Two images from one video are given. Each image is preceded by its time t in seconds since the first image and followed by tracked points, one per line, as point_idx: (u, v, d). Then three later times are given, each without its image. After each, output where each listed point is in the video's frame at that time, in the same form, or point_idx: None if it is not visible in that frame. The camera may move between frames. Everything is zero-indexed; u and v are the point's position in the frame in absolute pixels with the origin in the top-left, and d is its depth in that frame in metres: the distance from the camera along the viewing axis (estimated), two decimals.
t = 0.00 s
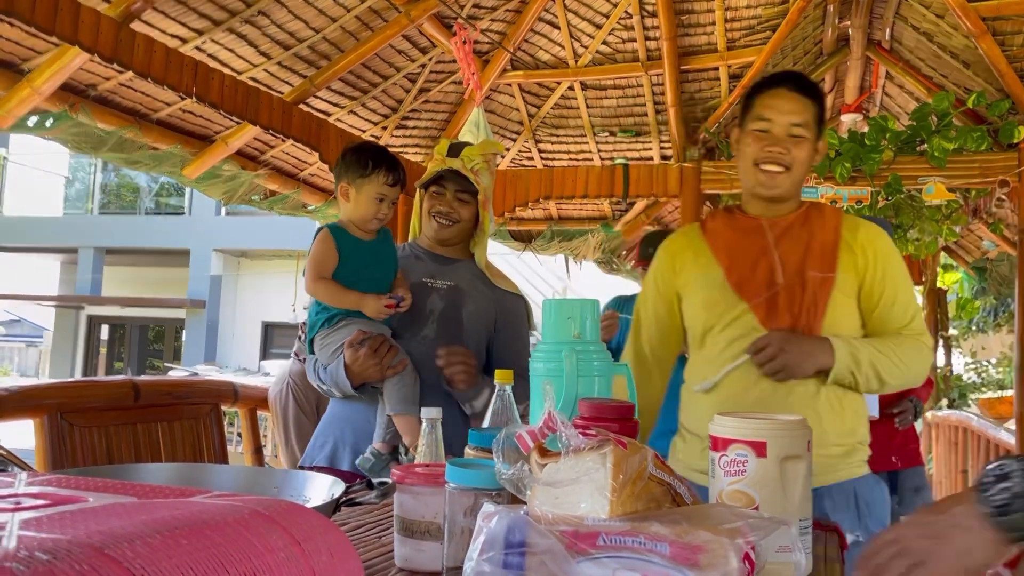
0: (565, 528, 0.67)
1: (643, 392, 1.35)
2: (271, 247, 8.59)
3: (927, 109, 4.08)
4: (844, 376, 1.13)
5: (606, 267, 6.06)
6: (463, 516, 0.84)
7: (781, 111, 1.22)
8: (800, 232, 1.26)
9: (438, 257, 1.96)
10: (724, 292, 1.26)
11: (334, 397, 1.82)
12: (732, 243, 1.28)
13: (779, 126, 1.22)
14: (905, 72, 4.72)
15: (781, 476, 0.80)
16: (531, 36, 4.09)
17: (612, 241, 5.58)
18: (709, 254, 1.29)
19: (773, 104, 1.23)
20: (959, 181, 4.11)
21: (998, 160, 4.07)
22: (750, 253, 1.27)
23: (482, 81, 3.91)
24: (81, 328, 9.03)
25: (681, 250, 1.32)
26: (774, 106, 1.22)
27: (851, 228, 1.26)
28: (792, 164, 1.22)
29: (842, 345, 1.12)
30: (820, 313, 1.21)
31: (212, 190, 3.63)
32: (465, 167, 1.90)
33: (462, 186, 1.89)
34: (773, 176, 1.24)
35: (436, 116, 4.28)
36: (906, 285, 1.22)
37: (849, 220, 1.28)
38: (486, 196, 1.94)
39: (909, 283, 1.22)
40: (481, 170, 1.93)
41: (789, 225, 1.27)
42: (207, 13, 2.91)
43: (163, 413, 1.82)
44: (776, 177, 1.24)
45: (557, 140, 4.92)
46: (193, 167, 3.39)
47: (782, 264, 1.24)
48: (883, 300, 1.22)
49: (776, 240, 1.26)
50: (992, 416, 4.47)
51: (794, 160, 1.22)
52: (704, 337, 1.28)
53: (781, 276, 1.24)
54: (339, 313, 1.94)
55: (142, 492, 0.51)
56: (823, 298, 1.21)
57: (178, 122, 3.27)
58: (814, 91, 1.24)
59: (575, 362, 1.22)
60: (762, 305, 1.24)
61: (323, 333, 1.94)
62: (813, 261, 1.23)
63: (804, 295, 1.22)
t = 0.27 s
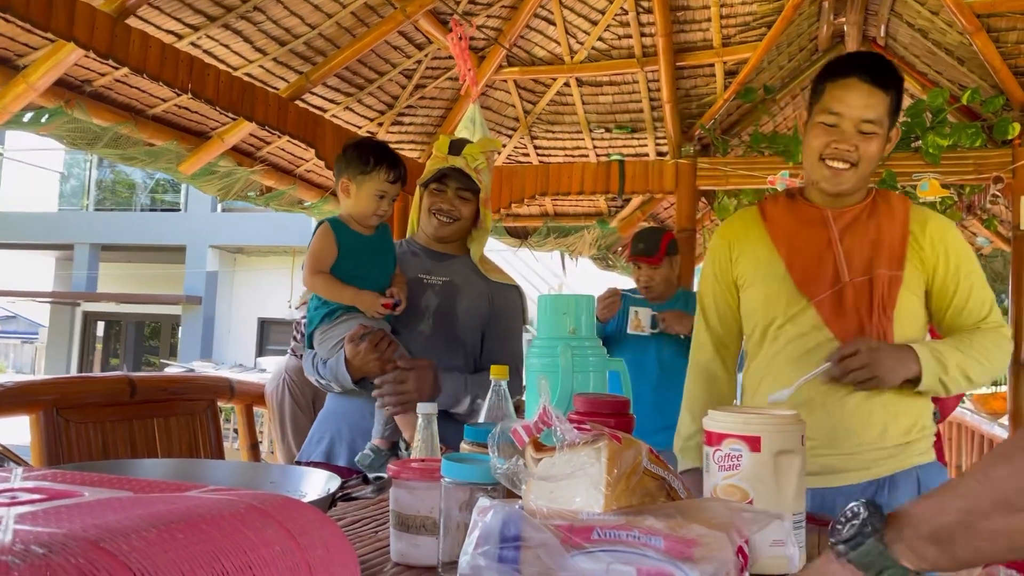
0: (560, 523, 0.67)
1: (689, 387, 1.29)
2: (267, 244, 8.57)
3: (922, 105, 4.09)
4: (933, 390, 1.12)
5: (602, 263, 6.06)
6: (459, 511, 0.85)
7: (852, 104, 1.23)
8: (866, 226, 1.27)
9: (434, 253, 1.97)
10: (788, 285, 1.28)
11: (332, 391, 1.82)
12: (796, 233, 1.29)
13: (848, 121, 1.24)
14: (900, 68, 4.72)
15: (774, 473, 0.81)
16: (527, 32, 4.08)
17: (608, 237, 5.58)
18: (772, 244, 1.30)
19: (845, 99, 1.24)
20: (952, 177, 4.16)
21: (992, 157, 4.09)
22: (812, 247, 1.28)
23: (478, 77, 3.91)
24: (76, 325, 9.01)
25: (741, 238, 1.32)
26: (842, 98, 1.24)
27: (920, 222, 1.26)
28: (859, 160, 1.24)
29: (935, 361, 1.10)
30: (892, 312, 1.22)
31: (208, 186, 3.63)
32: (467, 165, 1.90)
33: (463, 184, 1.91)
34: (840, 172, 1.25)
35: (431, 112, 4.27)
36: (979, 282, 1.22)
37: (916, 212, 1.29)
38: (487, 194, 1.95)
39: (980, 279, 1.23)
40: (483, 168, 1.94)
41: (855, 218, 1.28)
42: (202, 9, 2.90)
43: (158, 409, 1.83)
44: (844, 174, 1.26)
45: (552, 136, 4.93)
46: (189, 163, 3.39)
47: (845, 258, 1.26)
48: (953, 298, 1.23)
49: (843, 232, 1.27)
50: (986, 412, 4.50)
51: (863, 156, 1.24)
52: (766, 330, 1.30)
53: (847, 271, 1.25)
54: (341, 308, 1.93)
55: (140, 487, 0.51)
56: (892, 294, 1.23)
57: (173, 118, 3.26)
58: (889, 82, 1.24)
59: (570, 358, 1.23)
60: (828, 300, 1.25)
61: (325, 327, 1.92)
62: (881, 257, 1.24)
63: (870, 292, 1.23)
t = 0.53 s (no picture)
0: (566, 521, 0.67)
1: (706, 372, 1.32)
2: (273, 243, 8.59)
3: (929, 103, 3.99)
4: (953, 380, 1.08)
5: (608, 262, 6.06)
6: (465, 509, 0.85)
7: (850, 103, 1.21)
8: (876, 222, 1.26)
9: (440, 252, 1.97)
10: (795, 286, 1.28)
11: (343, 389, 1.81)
12: (804, 234, 1.30)
13: (846, 121, 1.21)
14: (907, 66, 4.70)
15: (782, 470, 0.80)
16: (533, 30, 4.07)
17: (613, 236, 5.57)
18: (780, 245, 1.31)
19: (843, 98, 1.22)
20: (959, 175, 4.16)
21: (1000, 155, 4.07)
22: (820, 247, 1.28)
23: (484, 76, 3.91)
24: (84, 324, 9.05)
25: (753, 237, 1.35)
26: (840, 98, 1.22)
27: (932, 215, 1.24)
28: (861, 159, 1.23)
29: (955, 350, 1.07)
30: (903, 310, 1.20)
31: (214, 185, 3.63)
32: (476, 166, 1.89)
33: (472, 186, 1.90)
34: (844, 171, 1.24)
35: (437, 110, 4.27)
36: (997, 274, 1.19)
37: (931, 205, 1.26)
38: (494, 195, 1.95)
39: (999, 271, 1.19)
40: (490, 169, 1.93)
41: (865, 214, 1.27)
42: (208, 8, 2.91)
43: (165, 408, 1.83)
44: (847, 172, 1.24)
45: (558, 134, 4.93)
46: (195, 162, 3.39)
47: (853, 257, 1.25)
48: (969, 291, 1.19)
49: (851, 231, 1.27)
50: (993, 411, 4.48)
51: (866, 154, 1.22)
52: (778, 328, 1.31)
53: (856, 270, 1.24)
54: (350, 306, 1.93)
55: (147, 485, 0.51)
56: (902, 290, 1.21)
57: (179, 117, 3.27)
58: (889, 77, 1.21)
59: (577, 356, 1.22)
60: (836, 300, 1.24)
61: (335, 325, 1.92)
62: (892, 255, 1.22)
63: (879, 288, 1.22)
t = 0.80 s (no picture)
0: (567, 518, 0.68)
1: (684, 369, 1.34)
2: (279, 241, 8.62)
3: (934, 101, 4.02)
4: (920, 360, 1.07)
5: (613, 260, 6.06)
6: (467, 506, 0.86)
7: (795, 104, 1.20)
8: (831, 214, 1.25)
9: (445, 251, 1.98)
10: (757, 286, 1.29)
11: (354, 383, 1.80)
12: (762, 234, 1.30)
13: (793, 121, 1.20)
14: (912, 63, 4.69)
15: (784, 468, 0.81)
16: (537, 29, 4.07)
17: (618, 233, 5.57)
18: (742, 246, 1.32)
19: (787, 98, 1.20)
20: (965, 172, 4.15)
21: (1005, 152, 4.06)
22: (777, 246, 1.28)
23: (488, 74, 3.91)
24: (91, 322, 9.10)
25: (719, 240, 1.37)
26: (784, 99, 1.20)
27: (887, 201, 1.23)
28: (813, 158, 1.22)
29: (921, 329, 1.06)
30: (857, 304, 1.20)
31: (220, 184, 3.65)
32: (483, 167, 1.90)
33: (478, 188, 1.91)
34: (794, 170, 1.24)
35: (442, 109, 4.28)
36: (953, 254, 1.16)
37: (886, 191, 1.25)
38: (501, 197, 1.96)
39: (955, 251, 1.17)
40: (498, 171, 1.95)
41: (822, 207, 1.26)
42: (213, 7, 2.92)
43: (171, 405, 1.84)
44: (798, 172, 1.24)
45: (563, 133, 4.93)
46: (201, 161, 3.40)
47: (808, 254, 1.25)
48: (921, 273, 1.17)
49: (806, 228, 1.26)
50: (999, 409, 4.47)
51: (817, 152, 1.21)
52: (748, 326, 1.32)
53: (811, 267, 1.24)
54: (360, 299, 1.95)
55: (151, 481, 0.52)
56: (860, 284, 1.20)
57: (185, 116, 3.28)
58: (829, 72, 1.20)
59: (579, 354, 1.23)
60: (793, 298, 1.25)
61: (346, 316, 1.94)
62: (845, 250, 1.22)
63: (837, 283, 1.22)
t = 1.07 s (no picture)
0: (572, 517, 0.68)
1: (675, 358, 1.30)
2: (285, 240, 8.64)
3: (941, 99, 4.01)
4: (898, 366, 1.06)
5: (618, 259, 6.06)
6: (472, 505, 0.86)
7: (782, 103, 1.19)
8: (823, 214, 1.25)
9: (449, 251, 1.98)
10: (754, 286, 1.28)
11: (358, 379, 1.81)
12: (759, 233, 1.29)
13: (782, 119, 1.20)
14: (919, 61, 4.67)
15: (789, 467, 0.81)
16: (542, 28, 4.07)
17: (624, 232, 5.57)
18: (738, 247, 1.31)
19: (775, 96, 1.20)
20: (972, 171, 4.13)
21: (1013, 150, 4.04)
22: (773, 245, 1.27)
23: (493, 73, 3.91)
24: (98, 321, 9.14)
25: (715, 239, 1.34)
26: (772, 98, 1.20)
27: (881, 199, 1.22)
28: (808, 155, 1.22)
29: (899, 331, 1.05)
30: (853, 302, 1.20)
31: (226, 183, 3.66)
32: (485, 169, 1.90)
33: (482, 189, 1.91)
34: (787, 167, 1.24)
35: (447, 108, 4.28)
36: (944, 253, 1.15)
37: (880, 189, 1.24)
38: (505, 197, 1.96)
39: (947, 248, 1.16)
40: (501, 172, 1.93)
41: (815, 207, 1.26)
42: (219, 7, 2.93)
43: (177, 404, 1.85)
44: (791, 168, 1.23)
45: (568, 132, 4.93)
46: (207, 161, 3.41)
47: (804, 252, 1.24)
48: (911, 272, 1.16)
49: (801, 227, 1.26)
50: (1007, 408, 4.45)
51: (809, 149, 1.21)
52: (748, 330, 1.30)
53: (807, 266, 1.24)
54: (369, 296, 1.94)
55: (156, 480, 0.52)
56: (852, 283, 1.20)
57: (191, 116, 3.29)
58: (814, 67, 1.20)
59: (584, 353, 1.23)
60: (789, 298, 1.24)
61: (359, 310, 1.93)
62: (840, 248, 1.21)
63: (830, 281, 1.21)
